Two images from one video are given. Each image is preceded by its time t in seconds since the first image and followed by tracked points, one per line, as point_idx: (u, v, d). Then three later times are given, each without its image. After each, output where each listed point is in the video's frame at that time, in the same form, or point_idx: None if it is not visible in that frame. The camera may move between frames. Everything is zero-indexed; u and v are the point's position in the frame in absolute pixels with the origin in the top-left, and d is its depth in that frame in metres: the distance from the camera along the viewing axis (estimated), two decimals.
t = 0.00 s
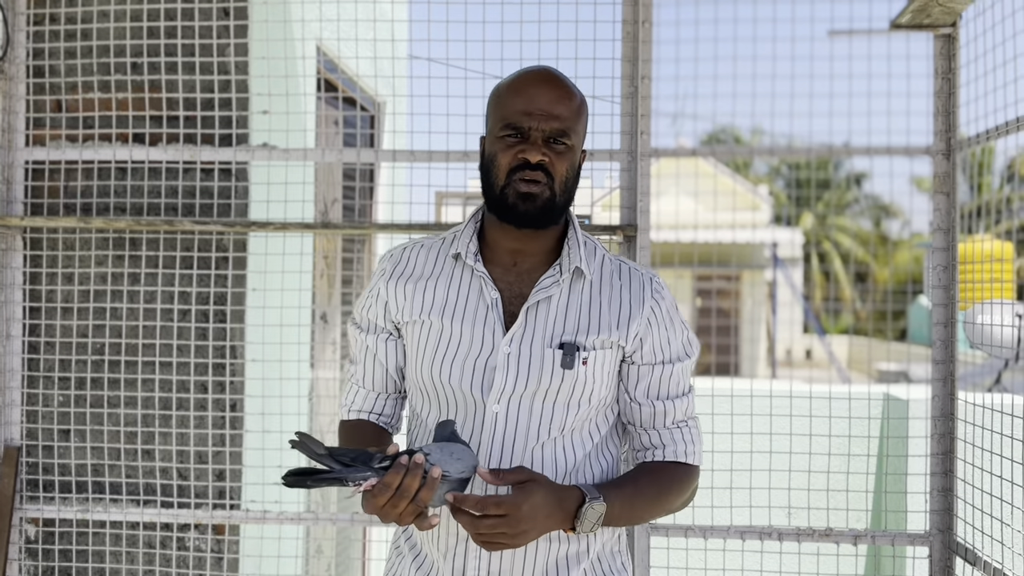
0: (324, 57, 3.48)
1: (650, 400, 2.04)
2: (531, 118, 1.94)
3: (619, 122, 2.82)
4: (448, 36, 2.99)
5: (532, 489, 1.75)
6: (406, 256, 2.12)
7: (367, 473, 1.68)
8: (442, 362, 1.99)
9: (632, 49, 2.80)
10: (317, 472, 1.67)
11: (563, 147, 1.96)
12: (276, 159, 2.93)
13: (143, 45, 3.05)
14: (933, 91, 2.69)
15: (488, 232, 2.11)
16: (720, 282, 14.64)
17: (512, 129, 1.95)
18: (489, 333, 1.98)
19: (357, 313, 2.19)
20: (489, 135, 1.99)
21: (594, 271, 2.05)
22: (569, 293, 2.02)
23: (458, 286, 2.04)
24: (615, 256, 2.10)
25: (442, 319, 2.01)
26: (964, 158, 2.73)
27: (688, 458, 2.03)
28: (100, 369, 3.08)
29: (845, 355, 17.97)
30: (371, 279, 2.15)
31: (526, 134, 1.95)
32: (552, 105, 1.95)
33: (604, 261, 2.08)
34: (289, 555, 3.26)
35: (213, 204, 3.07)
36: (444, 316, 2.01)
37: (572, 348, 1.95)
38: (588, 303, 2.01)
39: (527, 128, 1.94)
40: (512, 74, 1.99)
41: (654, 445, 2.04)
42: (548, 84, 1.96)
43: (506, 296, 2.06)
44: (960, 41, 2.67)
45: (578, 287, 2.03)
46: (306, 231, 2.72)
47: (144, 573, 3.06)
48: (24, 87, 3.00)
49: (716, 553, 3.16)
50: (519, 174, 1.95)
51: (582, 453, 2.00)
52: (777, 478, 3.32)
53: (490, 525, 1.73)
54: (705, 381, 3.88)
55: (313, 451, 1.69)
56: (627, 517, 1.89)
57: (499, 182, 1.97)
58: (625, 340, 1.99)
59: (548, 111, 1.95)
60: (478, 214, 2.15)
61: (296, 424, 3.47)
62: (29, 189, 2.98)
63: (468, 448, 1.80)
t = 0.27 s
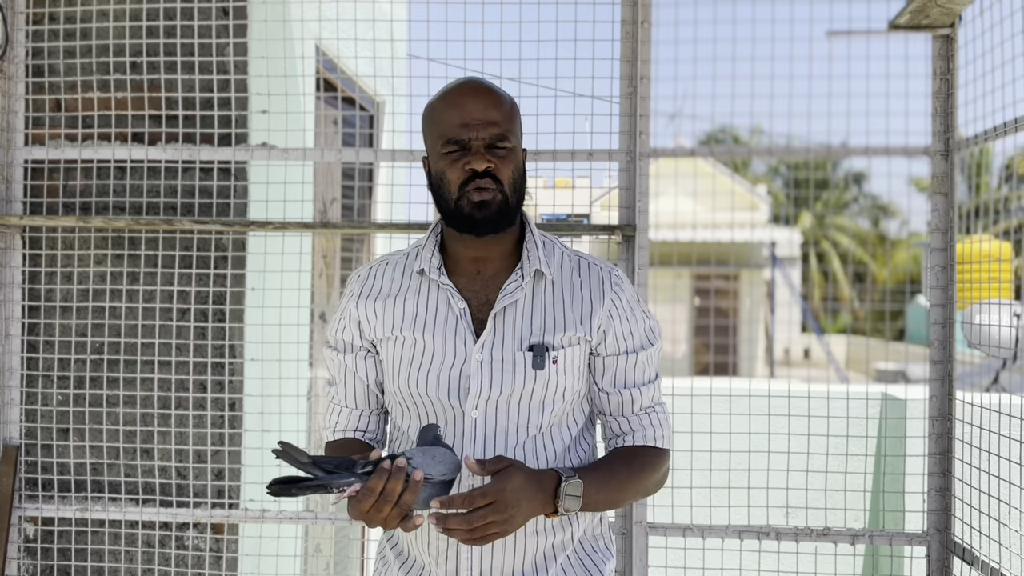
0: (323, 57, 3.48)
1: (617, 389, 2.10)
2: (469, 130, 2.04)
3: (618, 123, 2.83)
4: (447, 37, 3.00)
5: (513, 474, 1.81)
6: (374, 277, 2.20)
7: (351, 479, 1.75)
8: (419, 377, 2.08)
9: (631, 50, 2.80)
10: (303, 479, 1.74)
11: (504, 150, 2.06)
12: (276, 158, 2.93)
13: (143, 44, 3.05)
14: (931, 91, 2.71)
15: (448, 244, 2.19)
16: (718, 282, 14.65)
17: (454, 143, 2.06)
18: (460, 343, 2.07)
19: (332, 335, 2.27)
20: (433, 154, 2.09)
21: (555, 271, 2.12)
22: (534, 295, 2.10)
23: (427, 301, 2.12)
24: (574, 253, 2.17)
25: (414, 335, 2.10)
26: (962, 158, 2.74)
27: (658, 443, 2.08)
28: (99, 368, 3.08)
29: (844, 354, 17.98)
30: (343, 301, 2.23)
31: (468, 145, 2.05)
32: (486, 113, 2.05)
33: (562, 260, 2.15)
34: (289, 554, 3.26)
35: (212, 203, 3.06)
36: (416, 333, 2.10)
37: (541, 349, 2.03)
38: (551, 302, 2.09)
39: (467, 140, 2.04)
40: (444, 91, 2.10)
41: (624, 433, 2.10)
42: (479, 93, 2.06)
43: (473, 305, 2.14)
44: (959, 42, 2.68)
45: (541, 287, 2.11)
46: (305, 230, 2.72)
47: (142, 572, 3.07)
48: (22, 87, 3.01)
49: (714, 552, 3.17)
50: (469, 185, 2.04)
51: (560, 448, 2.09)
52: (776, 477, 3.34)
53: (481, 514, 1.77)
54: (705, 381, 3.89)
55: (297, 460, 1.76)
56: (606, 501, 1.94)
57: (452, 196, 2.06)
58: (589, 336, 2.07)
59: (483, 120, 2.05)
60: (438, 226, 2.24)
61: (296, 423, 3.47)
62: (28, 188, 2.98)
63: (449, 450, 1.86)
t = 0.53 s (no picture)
0: (322, 55, 3.48)
1: (604, 374, 2.10)
2: (435, 141, 2.05)
3: (617, 121, 2.83)
4: (446, 35, 3.00)
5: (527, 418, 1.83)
6: (362, 282, 2.21)
7: (350, 459, 1.81)
8: (411, 374, 2.10)
9: (630, 48, 2.80)
10: (304, 461, 1.79)
11: (473, 155, 2.06)
12: (275, 157, 2.93)
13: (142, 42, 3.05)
14: (930, 90, 2.71)
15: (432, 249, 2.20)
16: (717, 281, 14.66)
17: (423, 156, 2.07)
18: (447, 339, 2.09)
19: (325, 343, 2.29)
20: (405, 170, 2.11)
21: (537, 264, 2.13)
22: (516, 288, 2.11)
23: (414, 302, 2.13)
24: (553, 244, 2.18)
25: (403, 334, 2.11)
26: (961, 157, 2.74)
27: (649, 423, 2.06)
28: (99, 366, 3.08)
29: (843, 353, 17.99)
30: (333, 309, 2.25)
31: (436, 157, 2.06)
32: (450, 122, 2.06)
33: (543, 252, 2.16)
34: (288, 552, 3.26)
35: (212, 201, 3.05)
36: (405, 332, 2.11)
37: (526, 340, 2.05)
38: (534, 294, 2.10)
39: (434, 152, 2.05)
40: (408, 104, 2.11)
41: (614, 415, 2.09)
42: (441, 103, 2.07)
43: (458, 303, 2.16)
44: (958, 41, 2.68)
45: (523, 280, 2.11)
46: (305, 229, 2.71)
47: (142, 570, 3.07)
48: (20, 85, 3.02)
49: (713, 551, 3.18)
50: (443, 196, 2.05)
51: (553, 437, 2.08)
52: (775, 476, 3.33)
53: (485, 444, 1.77)
54: (703, 379, 3.89)
55: (298, 443, 1.82)
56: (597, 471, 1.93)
57: (429, 209, 2.08)
58: (572, 324, 2.07)
59: (447, 129, 2.06)
60: (420, 231, 2.25)
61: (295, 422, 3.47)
62: (27, 186, 2.98)
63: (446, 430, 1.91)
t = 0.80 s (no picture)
0: (323, 52, 3.48)
1: (602, 369, 2.09)
2: (426, 143, 2.05)
3: (618, 119, 2.83)
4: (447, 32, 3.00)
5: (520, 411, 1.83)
6: (363, 287, 2.22)
7: (348, 451, 1.81)
8: (413, 377, 2.10)
9: (631, 45, 2.81)
10: (302, 453, 1.80)
11: (463, 155, 2.06)
12: (275, 154, 2.93)
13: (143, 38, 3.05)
14: (931, 88, 2.71)
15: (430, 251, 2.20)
16: (717, 279, 14.66)
17: (414, 158, 2.07)
18: (448, 340, 2.09)
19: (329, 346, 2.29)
20: (397, 172, 2.11)
21: (534, 263, 2.13)
22: (515, 289, 2.11)
23: (414, 305, 2.13)
24: (551, 243, 2.18)
25: (405, 336, 2.12)
26: (962, 155, 2.74)
27: (647, 418, 2.05)
28: (99, 363, 3.08)
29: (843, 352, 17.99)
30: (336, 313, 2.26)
31: (427, 158, 2.06)
32: (440, 123, 2.06)
33: (541, 251, 2.16)
34: (288, 549, 3.26)
35: (212, 198, 3.05)
36: (406, 335, 2.12)
37: (525, 340, 2.05)
38: (531, 294, 2.10)
39: (425, 153, 2.05)
40: (397, 106, 2.10)
41: (612, 410, 2.08)
42: (431, 104, 2.07)
43: (458, 304, 2.17)
44: (959, 38, 2.68)
45: (521, 280, 2.12)
46: (305, 226, 2.71)
47: (142, 566, 3.07)
48: (20, 82, 3.02)
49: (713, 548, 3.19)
50: (435, 197, 2.06)
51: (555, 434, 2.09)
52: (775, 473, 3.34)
53: (472, 433, 1.78)
54: (703, 377, 3.89)
55: (297, 436, 1.83)
56: (592, 466, 1.92)
57: (422, 210, 2.09)
58: (570, 322, 2.08)
59: (437, 130, 2.05)
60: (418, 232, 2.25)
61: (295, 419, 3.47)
62: (27, 183, 2.98)
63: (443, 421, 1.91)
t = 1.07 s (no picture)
0: (323, 48, 3.47)
1: (603, 365, 2.10)
2: (429, 144, 2.04)
3: (619, 115, 2.83)
4: (447, 28, 2.99)
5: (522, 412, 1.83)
6: (366, 285, 2.21)
7: (359, 452, 1.80)
8: (420, 376, 2.10)
9: (632, 41, 2.80)
10: (313, 456, 1.80)
11: (467, 156, 2.05)
12: (275, 150, 2.92)
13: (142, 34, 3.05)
14: (932, 84, 2.70)
15: (434, 249, 2.20)
16: (718, 277, 14.66)
17: (418, 159, 2.06)
18: (457, 339, 2.08)
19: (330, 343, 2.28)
20: (402, 172, 2.10)
21: (538, 260, 2.13)
22: (520, 286, 2.10)
23: (420, 304, 2.13)
24: (553, 240, 2.19)
25: (412, 335, 2.12)
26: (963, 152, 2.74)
27: (644, 414, 2.07)
28: (99, 359, 3.08)
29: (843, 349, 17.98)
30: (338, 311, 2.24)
31: (431, 159, 2.05)
32: (443, 123, 2.05)
33: (544, 248, 2.16)
34: (289, 545, 3.26)
35: (212, 194, 3.04)
36: (413, 334, 2.11)
37: (534, 337, 2.05)
38: (537, 290, 2.10)
39: (429, 154, 2.05)
40: (401, 107, 2.10)
41: (610, 406, 2.09)
42: (434, 105, 2.06)
43: (464, 303, 2.16)
44: (961, 35, 2.67)
45: (527, 277, 2.11)
46: (305, 222, 2.71)
47: (142, 563, 3.07)
48: (20, 78, 3.02)
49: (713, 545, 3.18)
50: (440, 198, 2.05)
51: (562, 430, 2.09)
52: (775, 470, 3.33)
53: (473, 433, 1.78)
54: (703, 374, 3.89)
55: (307, 438, 1.83)
56: (595, 465, 1.94)
57: (427, 211, 2.08)
58: (575, 318, 2.08)
59: (441, 131, 2.05)
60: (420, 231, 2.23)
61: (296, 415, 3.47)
62: (26, 179, 2.98)
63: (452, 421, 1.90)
